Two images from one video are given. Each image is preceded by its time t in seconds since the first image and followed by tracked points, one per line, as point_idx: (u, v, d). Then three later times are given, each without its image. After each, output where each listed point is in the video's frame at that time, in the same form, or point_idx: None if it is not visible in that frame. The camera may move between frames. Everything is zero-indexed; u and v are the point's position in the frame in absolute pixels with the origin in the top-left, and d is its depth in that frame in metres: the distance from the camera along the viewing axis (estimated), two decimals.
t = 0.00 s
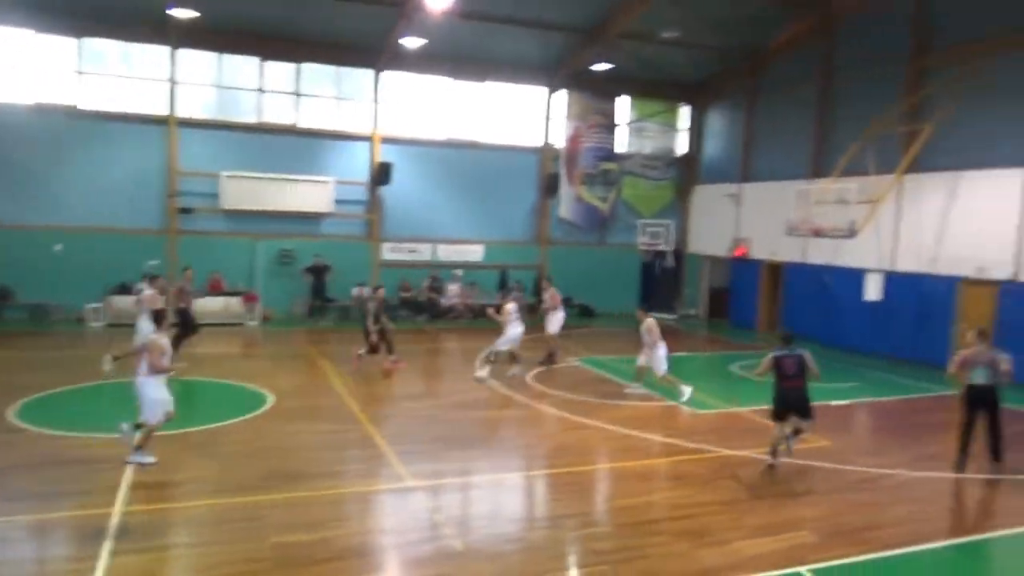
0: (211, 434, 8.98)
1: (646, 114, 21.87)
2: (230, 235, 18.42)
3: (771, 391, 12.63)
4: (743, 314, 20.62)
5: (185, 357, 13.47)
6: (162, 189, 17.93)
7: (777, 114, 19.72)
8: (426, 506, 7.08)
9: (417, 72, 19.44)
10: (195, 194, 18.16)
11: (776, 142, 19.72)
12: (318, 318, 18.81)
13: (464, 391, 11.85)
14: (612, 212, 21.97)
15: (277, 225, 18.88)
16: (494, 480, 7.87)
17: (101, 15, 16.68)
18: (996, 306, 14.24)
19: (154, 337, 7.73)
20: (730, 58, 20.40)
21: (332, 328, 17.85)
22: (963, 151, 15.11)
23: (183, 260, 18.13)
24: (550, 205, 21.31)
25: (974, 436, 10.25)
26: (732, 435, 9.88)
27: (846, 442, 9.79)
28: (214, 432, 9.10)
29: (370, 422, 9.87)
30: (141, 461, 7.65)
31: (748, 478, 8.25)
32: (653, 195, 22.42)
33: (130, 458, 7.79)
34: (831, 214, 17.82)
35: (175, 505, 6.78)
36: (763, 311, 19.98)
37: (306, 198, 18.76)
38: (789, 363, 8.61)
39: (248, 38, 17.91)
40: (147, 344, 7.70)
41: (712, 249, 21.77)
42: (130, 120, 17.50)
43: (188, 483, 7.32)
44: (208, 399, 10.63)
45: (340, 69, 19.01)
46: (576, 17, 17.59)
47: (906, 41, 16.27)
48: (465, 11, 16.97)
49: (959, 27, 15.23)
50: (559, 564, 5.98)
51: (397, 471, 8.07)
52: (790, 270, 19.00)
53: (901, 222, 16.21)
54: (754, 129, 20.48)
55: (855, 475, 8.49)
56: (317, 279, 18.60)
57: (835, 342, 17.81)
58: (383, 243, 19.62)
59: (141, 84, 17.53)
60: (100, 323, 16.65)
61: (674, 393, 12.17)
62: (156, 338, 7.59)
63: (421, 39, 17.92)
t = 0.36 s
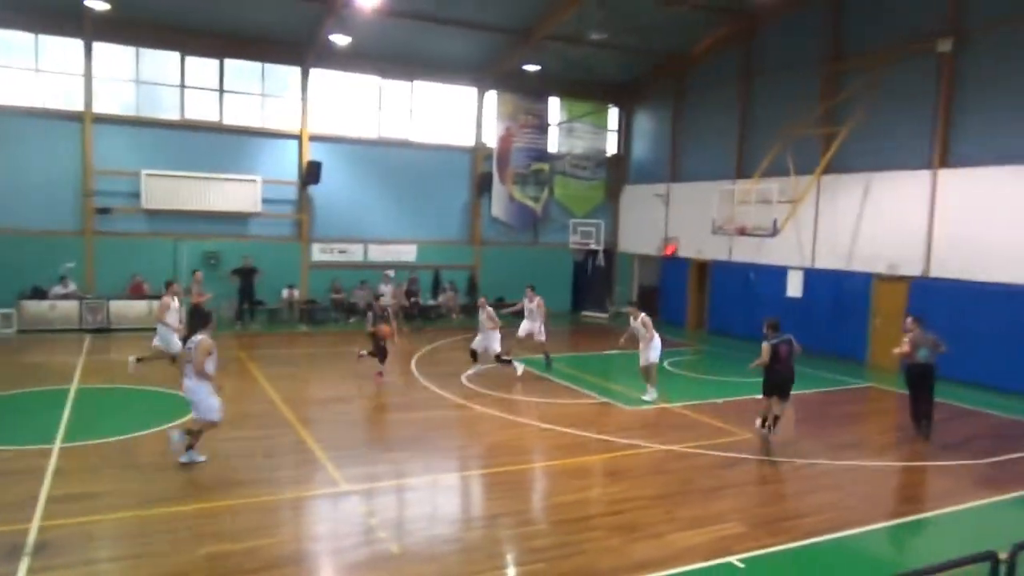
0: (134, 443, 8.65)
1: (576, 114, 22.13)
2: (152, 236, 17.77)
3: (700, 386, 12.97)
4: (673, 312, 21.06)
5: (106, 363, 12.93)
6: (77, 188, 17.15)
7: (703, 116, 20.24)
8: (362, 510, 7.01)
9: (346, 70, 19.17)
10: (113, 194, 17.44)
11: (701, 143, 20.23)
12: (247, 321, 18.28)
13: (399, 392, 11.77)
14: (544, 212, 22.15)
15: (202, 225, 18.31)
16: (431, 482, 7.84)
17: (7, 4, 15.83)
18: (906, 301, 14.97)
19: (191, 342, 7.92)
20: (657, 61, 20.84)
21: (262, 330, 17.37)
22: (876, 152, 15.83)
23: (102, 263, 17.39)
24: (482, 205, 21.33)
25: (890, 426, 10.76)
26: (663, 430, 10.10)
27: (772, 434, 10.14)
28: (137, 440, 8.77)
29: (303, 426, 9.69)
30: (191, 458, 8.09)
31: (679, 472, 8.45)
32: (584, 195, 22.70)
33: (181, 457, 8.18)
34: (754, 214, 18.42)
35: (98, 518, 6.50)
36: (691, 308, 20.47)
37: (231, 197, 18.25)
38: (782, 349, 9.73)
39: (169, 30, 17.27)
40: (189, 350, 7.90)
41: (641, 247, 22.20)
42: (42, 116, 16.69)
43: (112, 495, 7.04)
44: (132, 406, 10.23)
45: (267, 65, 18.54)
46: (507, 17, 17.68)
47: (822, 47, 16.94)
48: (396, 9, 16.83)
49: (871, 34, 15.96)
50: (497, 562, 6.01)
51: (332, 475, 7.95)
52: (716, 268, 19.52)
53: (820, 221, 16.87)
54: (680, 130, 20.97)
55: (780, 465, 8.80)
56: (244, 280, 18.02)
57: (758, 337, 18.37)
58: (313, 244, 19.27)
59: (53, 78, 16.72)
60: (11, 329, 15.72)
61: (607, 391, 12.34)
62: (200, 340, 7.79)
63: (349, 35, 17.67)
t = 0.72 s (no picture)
0: (72, 451, 8.36)
1: (525, 115, 22.21)
2: (89, 237, 17.20)
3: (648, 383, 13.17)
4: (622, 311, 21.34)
5: (42, 369, 12.48)
6: (8, 187, 16.52)
7: (649, 118, 20.53)
8: (310, 514, 6.91)
9: (290, 67, 18.86)
10: (48, 193, 16.85)
11: (647, 144, 20.53)
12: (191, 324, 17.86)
13: (349, 395, 11.65)
14: (493, 211, 22.17)
15: (142, 225, 17.80)
16: (381, 484, 7.77)
17: None
18: (845, 298, 15.48)
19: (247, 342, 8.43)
20: (604, 63, 21.07)
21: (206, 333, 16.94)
22: (815, 153, 16.30)
23: (36, 265, 16.78)
24: (431, 205, 21.24)
25: (830, 419, 11.10)
26: (612, 428, 10.23)
27: (718, 430, 10.36)
28: (76, 448, 8.48)
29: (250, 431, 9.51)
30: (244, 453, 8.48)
31: (628, 469, 8.57)
32: (533, 195, 22.79)
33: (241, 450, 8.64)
34: (699, 214, 18.79)
35: (34, 529, 6.27)
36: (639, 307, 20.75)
37: (173, 197, 17.79)
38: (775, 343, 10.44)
39: (104, 25, 16.74)
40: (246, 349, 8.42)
41: (590, 247, 22.42)
42: None
43: (48, 505, 6.79)
44: (70, 413, 9.90)
45: (208, 62, 18.11)
46: (455, 17, 17.65)
47: (763, 51, 17.37)
48: (342, 6, 16.63)
49: (809, 39, 16.43)
50: (448, 564, 6.00)
51: (279, 479, 7.82)
52: (662, 267, 19.85)
53: (762, 221, 17.30)
54: (627, 131, 21.24)
55: (726, 460, 8.99)
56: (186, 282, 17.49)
57: (704, 335, 18.73)
58: (258, 245, 18.92)
59: None
60: None
61: (558, 390, 12.42)
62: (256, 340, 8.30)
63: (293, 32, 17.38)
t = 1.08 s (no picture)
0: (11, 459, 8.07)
1: (478, 115, 22.19)
2: (28, 238, 16.62)
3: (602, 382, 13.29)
4: (575, 311, 21.46)
5: None
6: None
7: (601, 119, 20.73)
8: (264, 519, 6.80)
9: (239, 64, 18.48)
10: None
11: (599, 145, 20.72)
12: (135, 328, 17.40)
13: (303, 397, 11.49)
14: (446, 212, 22.10)
15: (84, 225, 17.26)
16: (336, 488, 7.69)
17: None
18: (791, 297, 15.89)
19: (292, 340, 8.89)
20: (557, 64, 21.19)
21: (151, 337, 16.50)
22: (763, 155, 16.67)
23: None
24: (384, 204, 21.06)
25: (779, 415, 11.36)
26: (568, 427, 10.30)
27: (671, 427, 10.52)
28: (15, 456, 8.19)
29: (200, 435, 9.31)
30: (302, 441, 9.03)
31: (583, 467, 8.64)
32: (487, 195, 22.78)
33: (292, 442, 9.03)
34: (650, 214, 19.06)
35: None
36: (592, 307, 20.92)
37: (117, 196, 17.28)
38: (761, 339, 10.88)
39: (42, 18, 16.16)
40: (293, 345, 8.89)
41: (543, 247, 22.53)
42: None
43: None
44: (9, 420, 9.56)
45: (153, 58, 17.65)
46: (407, 16, 17.54)
47: (712, 54, 17.69)
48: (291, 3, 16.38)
49: (757, 44, 16.78)
50: (405, 566, 5.97)
51: (232, 484, 7.68)
52: (614, 267, 20.05)
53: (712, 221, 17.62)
54: (579, 132, 21.40)
55: (679, 456, 9.15)
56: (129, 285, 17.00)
57: (656, 334, 18.97)
58: (206, 245, 18.51)
59: None
60: None
61: (514, 390, 12.42)
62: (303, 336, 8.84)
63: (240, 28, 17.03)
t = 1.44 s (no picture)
0: None
1: (447, 114, 22.14)
2: None
3: (572, 381, 13.36)
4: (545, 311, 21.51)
5: None
6: None
7: (569, 119, 20.81)
8: (230, 523, 6.72)
9: (203, 62, 18.20)
10: None
11: (568, 145, 20.81)
12: (98, 330, 17.07)
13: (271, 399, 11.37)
14: (416, 211, 22.01)
15: (42, 226, 16.88)
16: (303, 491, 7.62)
17: None
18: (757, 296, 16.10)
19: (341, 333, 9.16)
20: (525, 64, 21.22)
21: (114, 339, 16.19)
22: (729, 156, 16.86)
23: None
24: (353, 204, 20.92)
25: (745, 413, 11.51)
26: (538, 426, 10.33)
27: (640, 425, 10.60)
28: None
29: (165, 439, 9.17)
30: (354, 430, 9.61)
31: (553, 466, 8.67)
32: (456, 195, 22.73)
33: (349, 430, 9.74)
34: (619, 214, 19.19)
35: None
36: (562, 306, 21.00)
37: (77, 196, 16.92)
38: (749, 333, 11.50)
39: None
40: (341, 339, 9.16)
41: (513, 247, 22.56)
42: None
43: None
44: None
45: (113, 55, 17.30)
46: (375, 15, 17.43)
47: (678, 55, 17.85)
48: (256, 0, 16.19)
49: (722, 46, 16.97)
50: (374, 568, 5.93)
51: (197, 488, 7.57)
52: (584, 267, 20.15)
53: (679, 221, 17.79)
54: (548, 132, 21.46)
55: (648, 454, 9.22)
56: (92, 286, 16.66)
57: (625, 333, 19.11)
58: (169, 246, 18.22)
59: None
60: None
61: (483, 391, 12.42)
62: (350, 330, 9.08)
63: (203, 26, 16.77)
